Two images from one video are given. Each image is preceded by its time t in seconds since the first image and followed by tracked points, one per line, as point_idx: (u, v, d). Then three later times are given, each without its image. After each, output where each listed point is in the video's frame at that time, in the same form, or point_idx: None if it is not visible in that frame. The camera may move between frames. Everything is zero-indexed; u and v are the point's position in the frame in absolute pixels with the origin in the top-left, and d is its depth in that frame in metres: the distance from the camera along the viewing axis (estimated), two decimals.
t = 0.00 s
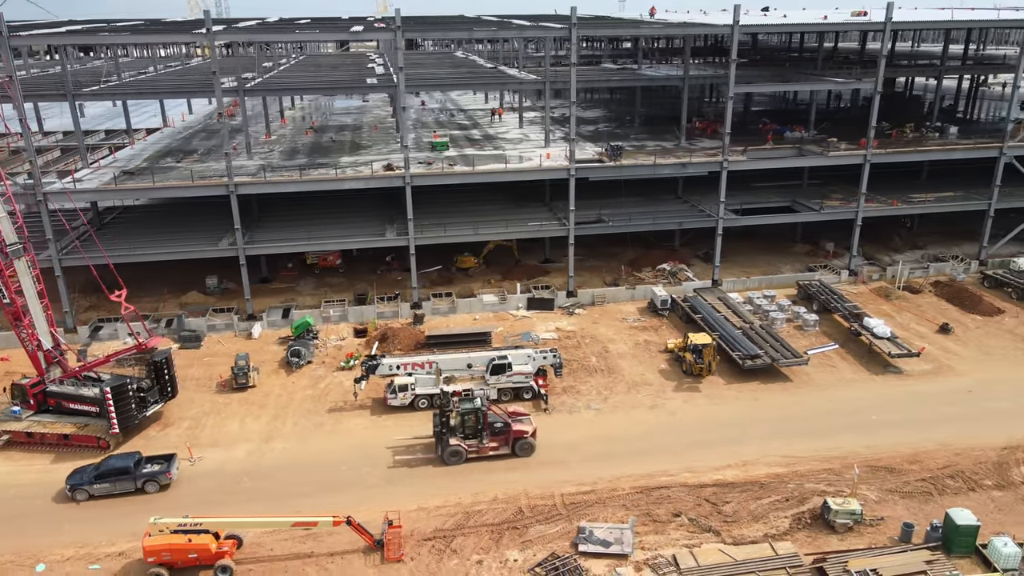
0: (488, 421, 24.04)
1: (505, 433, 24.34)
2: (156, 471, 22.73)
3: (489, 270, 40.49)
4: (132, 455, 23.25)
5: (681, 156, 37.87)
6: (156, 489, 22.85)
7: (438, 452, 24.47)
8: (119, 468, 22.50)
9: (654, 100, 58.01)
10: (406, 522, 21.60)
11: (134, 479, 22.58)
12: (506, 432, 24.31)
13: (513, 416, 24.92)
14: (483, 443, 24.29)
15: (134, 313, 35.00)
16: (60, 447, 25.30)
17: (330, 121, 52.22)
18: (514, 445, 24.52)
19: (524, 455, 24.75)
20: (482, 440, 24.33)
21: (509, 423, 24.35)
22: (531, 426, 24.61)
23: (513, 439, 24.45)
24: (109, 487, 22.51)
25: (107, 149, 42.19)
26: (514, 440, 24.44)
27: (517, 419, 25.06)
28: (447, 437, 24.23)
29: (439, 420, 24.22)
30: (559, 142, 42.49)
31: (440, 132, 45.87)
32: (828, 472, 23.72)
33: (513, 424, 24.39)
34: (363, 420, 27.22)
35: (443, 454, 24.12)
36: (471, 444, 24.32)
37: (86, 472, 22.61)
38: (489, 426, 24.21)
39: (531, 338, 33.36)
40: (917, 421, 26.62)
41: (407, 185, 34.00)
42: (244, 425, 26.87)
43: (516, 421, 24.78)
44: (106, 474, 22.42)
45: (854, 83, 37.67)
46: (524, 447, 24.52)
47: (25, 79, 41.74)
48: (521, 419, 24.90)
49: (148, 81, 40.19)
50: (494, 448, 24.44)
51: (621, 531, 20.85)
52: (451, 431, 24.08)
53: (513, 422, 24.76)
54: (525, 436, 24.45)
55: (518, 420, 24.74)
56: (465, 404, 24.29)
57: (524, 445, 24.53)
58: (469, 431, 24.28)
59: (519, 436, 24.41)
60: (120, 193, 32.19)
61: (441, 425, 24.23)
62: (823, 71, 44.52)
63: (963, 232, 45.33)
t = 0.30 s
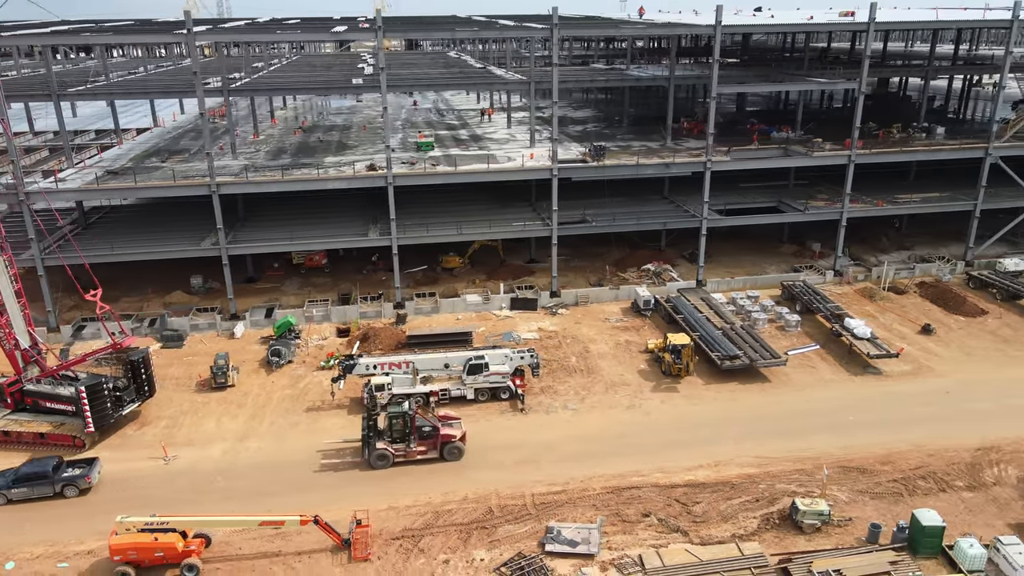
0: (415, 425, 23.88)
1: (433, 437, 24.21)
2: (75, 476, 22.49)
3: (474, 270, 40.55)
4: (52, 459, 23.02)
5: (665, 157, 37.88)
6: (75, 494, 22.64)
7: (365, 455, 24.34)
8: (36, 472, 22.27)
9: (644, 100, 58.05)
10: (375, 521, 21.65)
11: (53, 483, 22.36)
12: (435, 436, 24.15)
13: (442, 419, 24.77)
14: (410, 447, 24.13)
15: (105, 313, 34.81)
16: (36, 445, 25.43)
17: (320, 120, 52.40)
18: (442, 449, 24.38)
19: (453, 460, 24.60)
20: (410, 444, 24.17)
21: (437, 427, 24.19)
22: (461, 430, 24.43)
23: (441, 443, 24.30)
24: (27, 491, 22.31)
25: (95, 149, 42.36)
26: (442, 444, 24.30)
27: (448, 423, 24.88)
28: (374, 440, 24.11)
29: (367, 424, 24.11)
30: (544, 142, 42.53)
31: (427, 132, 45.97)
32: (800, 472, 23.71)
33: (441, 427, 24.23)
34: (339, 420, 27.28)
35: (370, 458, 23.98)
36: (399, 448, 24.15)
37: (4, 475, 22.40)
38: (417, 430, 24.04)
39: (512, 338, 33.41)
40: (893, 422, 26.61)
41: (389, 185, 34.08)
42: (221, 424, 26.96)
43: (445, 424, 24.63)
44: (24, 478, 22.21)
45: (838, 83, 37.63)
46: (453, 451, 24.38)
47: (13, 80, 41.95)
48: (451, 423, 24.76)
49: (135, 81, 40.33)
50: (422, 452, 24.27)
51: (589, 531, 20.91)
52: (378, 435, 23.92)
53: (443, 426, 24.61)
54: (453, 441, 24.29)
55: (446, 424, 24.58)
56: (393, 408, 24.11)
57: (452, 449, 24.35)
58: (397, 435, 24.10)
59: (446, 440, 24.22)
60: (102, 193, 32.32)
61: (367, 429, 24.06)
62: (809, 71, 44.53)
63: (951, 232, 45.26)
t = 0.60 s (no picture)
0: (340, 430, 23.67)
1: (359, 442, 23.99)
2: None
3: (457, 270, 40.59)
4: None
5: (647, 158, 37.88)
6: None
7: (288, 460, 24.03)
8: None
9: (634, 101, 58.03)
10: (341, 522, 21.71)
11: None
12: (360, 440, 23.94)
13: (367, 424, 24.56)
14: (335, 451, 23.90)
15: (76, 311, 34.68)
16: (9, 444, 25.45)
17: (308, 121, 52.50)
18: (367, 454, 24.20)
19: (378, 464, 24.44)
20: (334, 449, 23.91)
21: (362, 431, 23.96)
22: (386, 434, 24.34)
23: (367, 447, 24.13)
24: None
25: (81, 150, 42.49)
26: (367, 448, 24.12)
27: (374, 428, 24.75)
28: (298, 445, 23.80)
29: (290, 429, 23.74)
30: (529, 143, 42.56)
31: (412, 133, 46.05)
32: (769, 474, 23.70)
33: (366, 432, 24.07)
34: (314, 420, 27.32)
35: (294, 463, 23.70)
36: (323, 452, 23.90)
37: None
38: (342, 435, 23.79)
39: (492, 339, 33.42)
40: (866, 424, 26.58)
41: (370, 186, 34.15)
42: (195, 424, 27.04)
43: (370, 429, 24.42)
44: None
45: (820, 84, 37.59)
46: (378, 456, 24.22)
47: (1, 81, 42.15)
48: (378, 427, 24.58)
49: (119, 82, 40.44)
50: (347, 456, 24.03)
51: (554, 532, 20.98)
52: (300, 439, 23.62)
53: (369, 430, 24.39)
54: (378, 445, 24.14)
55: (371, 428, 24.37)
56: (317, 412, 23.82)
57: (378, 454, 24.21)
58: (321, 439, 23.84)
59: (372, 445, 24.08)
60: (82, 193, 32.45)
61: (289, 434, 23.72)
62: (793, 72, 44.52)
63: (938, 234, 45.16)
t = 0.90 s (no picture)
0: (261, 435, 23.51)
1: (281, 447, 23.85)
2: None
3: (440, 271, 40.65)
4: None
5: (628, 159, 37.88)
6: None
7: (210, 466, 23.95)
8: None
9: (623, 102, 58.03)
10: (306, 523, 21.74)
11: None
12: (282, 446, 23.83)
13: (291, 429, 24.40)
14: (257, 457, 23.74)
15: (47, 312, 34.61)
16: None
17: (295, 122, 52.60)
18: (290, 459, 24.05)
19: (301, 470, 24.29)
20: (256, 455, 23.76)
21: (284, 437, 23.81)
22: (309, 439, 24.22)
23: (289, 453, 23.98)
24: None
25: (67, 150, 42.62)
26: (290, 454, 23.97)
27: (299, 433, 24.65)
28: (219, 450, 23.74)
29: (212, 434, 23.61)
30: (512, 144, 42.58)
31: (397, 134, 46.08)
32: (737, 476, 23.67)
33: (289, 438, 23.96)
34: (286, 421, 27.36)
35: (215, 469, 23.60)
36: (245, 458, 23.75)
37: None
38: (264, 440, 23.64)
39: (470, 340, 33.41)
40: (838, 426, 26.54)
41: (349, 187, 34.19)
42: (168, 425, 27.09)
43: (294, 434, 24.26)
44: None
45: (800, 85, 37.57)
46: (301, 461, 24.06)
47: None
48: (302, 433, 24.42)
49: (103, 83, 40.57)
50: (269, 462, 23.89)
51: (517, 534, 21.01)
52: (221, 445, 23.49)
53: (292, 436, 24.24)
54: (301, 450, 23.97)
55: (294, 433, 24.21)
56: (240, 418, 23.66)
57: (301, 460, 24.03)
58: (243, 445, 23.69)
59: (294, 450, 23.97)
60: (62, 194, 32.58)
61: (211, 440, 23.60)
62: (777, 73, 44.48)
63: (924, 236, 45.05)
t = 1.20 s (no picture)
0: (181, 441, 23.36)
1: (202, 453, 23.73)
2: None
3: (422, 272, 40.69)
4: None
5: (609, 160, 37.86)
6: None
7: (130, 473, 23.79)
8: None
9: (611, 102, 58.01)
10: (270, 525, 21.77)
11: None
12: (203, 452, 23.68)
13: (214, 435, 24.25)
14: (177, 463, 23.60)
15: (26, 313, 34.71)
16: None
17: (282, 123, 52.71)
18: (212, 466, 23.88)
19: (224, 475, 24.12)
20: (177, 461, 23.63)
21: (206, 443, 23.67)
22: (231, 445, 23.99)
23: (210, 459, 23.82)
24: None
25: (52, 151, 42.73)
26: (211, 460, 23.81)
27: (223, 438, 24.49)
28: (139, 456, 23.57)
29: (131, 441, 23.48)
30: (495, 145, 42.59)
31: (381, 135, 46.09)
32: (704, 479, 23.64)
33: (210, 444, 23.75)
34: (258, 422, 27.39)
35: (134, 475, 23.43)
36: (165, 464, 23.61)
37: None
38: (185, 446, 23.51)
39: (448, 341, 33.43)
40: (809, 429, 26.51)
41: (327, 188, 34.20)
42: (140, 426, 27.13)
43: (216, 440, 24.10)
44: None
45: (780, 86, 37.57)
46: (222, 467, 23.89)
47: None
48: (225, 439, 24.25)
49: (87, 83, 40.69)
50: (190, 468, 23.78)
51: (479, 536, 21.03)
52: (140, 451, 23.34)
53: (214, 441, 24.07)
54: (222, 457, 23.78)
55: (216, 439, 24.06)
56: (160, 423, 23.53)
57: (222, 465, 23.92)
58: (163, 451, 23.54)
59: (215, 456, 23.77)
60: (40, 194, 32.67)
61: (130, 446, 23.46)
62: (760, 74, 44.45)
63: (908, 237, 44.97)
